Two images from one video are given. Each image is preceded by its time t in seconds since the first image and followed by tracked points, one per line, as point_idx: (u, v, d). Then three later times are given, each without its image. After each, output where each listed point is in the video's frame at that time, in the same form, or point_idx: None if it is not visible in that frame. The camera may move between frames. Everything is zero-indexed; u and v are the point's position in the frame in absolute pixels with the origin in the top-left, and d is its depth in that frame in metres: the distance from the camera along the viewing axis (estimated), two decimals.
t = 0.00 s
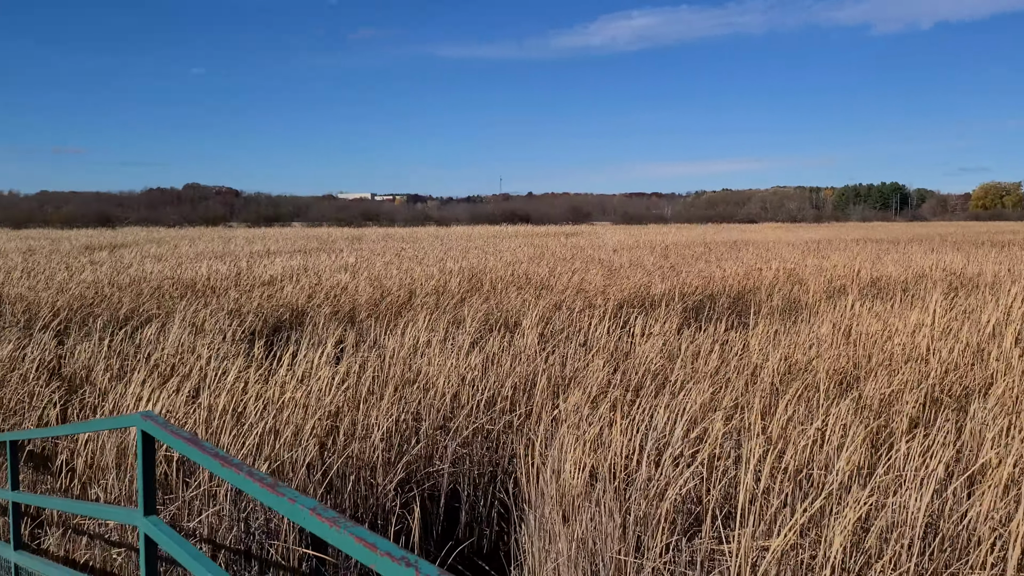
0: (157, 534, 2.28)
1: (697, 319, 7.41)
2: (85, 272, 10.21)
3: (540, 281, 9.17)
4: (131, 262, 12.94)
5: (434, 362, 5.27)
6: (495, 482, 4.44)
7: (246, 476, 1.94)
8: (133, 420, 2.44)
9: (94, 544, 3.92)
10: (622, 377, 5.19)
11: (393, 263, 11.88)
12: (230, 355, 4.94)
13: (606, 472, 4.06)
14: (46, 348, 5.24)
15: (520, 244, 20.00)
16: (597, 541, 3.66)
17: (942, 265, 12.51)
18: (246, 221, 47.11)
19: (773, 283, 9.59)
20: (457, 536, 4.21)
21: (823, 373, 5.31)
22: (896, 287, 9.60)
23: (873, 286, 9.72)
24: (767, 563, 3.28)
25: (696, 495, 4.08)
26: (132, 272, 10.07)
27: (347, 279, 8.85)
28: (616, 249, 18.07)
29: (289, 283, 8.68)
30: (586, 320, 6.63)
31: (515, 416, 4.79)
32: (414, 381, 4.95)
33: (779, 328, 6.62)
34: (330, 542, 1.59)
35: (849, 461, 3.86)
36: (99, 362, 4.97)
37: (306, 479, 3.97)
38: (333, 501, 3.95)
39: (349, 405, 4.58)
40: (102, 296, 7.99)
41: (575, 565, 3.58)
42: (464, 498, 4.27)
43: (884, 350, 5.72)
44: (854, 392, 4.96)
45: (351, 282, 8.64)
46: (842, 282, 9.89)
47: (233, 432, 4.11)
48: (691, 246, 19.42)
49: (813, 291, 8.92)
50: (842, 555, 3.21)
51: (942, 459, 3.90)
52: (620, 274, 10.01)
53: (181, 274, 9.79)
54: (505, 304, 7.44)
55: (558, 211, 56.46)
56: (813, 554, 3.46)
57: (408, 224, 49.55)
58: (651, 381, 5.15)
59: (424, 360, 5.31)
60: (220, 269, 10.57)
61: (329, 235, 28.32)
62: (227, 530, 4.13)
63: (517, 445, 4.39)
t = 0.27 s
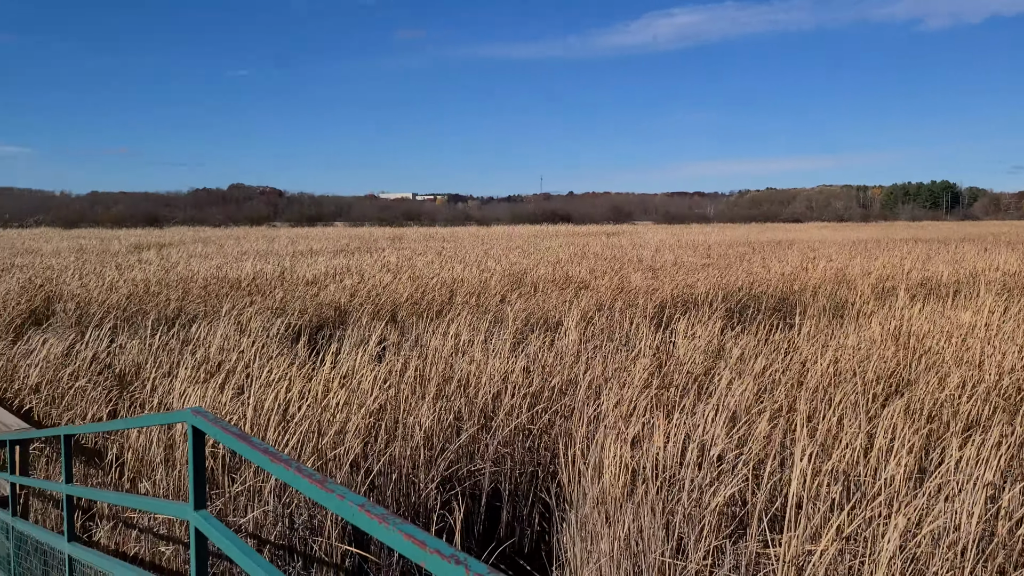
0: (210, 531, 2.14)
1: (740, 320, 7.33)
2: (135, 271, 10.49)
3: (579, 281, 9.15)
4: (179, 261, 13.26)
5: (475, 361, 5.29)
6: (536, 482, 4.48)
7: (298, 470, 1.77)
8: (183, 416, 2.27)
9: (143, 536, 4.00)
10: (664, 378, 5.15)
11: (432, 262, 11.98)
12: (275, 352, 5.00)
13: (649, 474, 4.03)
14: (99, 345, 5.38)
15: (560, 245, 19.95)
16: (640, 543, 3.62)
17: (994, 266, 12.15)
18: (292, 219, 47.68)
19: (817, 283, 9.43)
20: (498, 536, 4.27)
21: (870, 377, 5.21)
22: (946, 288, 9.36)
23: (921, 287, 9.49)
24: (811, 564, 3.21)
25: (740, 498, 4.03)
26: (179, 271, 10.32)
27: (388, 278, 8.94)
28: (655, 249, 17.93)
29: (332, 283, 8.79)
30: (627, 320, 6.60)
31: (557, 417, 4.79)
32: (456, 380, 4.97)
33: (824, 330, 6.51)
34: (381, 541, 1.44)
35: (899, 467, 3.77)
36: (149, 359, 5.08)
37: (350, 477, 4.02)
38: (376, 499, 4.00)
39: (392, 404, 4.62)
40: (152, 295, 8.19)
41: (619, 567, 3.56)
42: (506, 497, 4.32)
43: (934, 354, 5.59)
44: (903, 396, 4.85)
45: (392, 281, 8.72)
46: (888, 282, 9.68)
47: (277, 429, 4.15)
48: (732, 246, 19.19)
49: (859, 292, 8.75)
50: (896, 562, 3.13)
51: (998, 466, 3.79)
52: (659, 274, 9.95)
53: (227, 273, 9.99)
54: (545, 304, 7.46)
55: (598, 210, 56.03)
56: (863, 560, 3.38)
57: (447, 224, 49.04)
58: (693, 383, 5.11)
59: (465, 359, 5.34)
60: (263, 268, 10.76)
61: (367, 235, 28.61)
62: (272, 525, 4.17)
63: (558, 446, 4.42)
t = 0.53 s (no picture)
0: (262, 526, 2.25)
1: (795, 321, 7.18)
2: (191, 269, 10.74)
3: (628, 280, 9.08)
4: (232, 260, 13.53)
5: (525, 360, 5.28)
6: (585, 482, 4.52)
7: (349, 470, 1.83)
8: (237, 413, 2.38)
9: (198, 531, 4.03)
10: (716, 379, 5.08)
11: (482, 261, 12.05)
12: (326, 351, 5.06)
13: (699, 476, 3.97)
14: (157, 342, 5.50)
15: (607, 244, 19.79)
16: (692, 545, 3.57)
17: None
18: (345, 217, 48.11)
19: (875, 283, 9.16)
20: (547, 536, 4.33)
21: (932, 380, 5.04)
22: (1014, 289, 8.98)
23: (987, 287, 9.14)
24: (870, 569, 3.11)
25: (794, 502, 3.94)
26: (233, 269, 10.52)
27: (436, 278, 8.97)
28: (705, 248, 17.64)
29: (381, 281, 8.87)
30: (679, 319, 6.52)
31: (606, 417, 4.77)
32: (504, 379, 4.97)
33: (883, 332, 6.33)
34: (430, 541, 1.49)
35: (963, 472, 3.64)
36: (205, 356, 5.17)
37: (400, 474, 4.06)
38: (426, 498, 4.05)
39: (441, 402, 4.63)
40: (207, 294, 8.37)
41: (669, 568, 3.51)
42: (555, 498, 4.37)
43: (1001, 357, 5.38)
44: (968, 400, 4.68)
45: (440, 280, 8.75)
46: (952, 282, 9.35)
47: (329, 427, 4.19)
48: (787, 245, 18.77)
49: (919, 291, 8.47)
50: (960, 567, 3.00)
51: None
52: (711, 273, 9.81)
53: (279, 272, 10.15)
54: (595, 303, 7.42)
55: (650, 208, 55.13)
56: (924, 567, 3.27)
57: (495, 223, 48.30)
58: (746, 385, 5.02)
59: (514, 358, 5.34)
60: (314, 267, 10.90)
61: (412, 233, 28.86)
62: (323, 521, 4.19)
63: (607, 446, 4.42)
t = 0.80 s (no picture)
0: (319, 527, 2.25)
1: (869, 325, 6.92)
2: (258, 268, 11.01)
3: (692, 281, 8.92)
4: (297, 259, 13.83)
5: (587, 360, 5.22)
6: (648, 485, 4.46)
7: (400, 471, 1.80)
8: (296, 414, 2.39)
9: (264, 526, 4.03)
10: (784, 384, 4.93)
11: (544, 260, 12.04)
12: (386, 349, 5.08)
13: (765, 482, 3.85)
14: (227, 339, 5.65)
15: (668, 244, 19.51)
16: (757, 553, 3.47)
17: None
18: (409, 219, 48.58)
19: (955, 283, 8.75)
20: (609, 539, 4.30)
21: (1019, 387, 4.78)
22: None
23: None
24: None
25: (866, 511, 3.79)
26: (297, 269, 10.75)
27: (496, 278, 8.97)
28: (769, 248, 17.22)
29: (441, 281, 8.91)
30: (746, 321, 6.37)
31: (669, 420, 4.68)
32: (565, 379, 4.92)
33: (965, 336, 6.04)
34: (483, 548, 1.46)
35: None
36: (270, 354, 5.26)
37: (461, 474, 4.06)
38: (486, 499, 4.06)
39: (502, 401, 4.61)
40: (272, 293, 8.56)
41: None
42: (616, 500, 4.33)
43: None
44: None
45: (499, 280, 8.74)
46: None
47: (389, 426, 4.20)
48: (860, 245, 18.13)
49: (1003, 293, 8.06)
50: None
51: None
52: (778, 273, 9.57)
53: (342, 272, 10.31)
54: (659, 304, 7.31)
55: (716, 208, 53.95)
56: None
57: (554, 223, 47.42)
58: (816, 389, 4.85)
59: (576, 357, 5.29)
60: (375, 266, 11.05)
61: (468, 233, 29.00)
62: (385, 519, 4.19)
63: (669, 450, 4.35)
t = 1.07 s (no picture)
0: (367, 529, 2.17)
1: (938, 331, 6.68)
2: (316, 268, 11.23)
3: (749, 282, 8.75)
4: (353, 259, 14.07)
5: (642, 362, 5.15)
6: (704, 490, 4.33)
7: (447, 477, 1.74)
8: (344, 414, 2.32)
9: (318, 523, 3.95)
10: (847, 390, 4.78)
11: (597, 261, 11.98)
12: (440, 350, 5.08)
13: (826, 489, 3.74)
14: (286, 339, 5.74)
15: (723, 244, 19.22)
16: (818, 562, 3.35)
17: None
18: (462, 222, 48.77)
19: None
20: (663, 544, 4.17)
21: None
22: None
23: None
24: None
25: (934, 522, 3.64)
26: (353, 268, 10.92)
27: (548, 280, 8.95)
28: (831, 248, 16.78)
29: (495, 282, 8.94)
30: (807, 324, 6.22)
31: (726, 425, 4.58)
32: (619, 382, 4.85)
33: None
34: (526, 560, 1.39)
35: None
36: (327, 354, 5.32)
37: (513, 475, 4.03)
38: (538, 501, 4.02)
39: (555, 403, 4.57)
40: (328, 293, 8.70)
41: None
42: (671, 504, 4.21)
43: None
44: None
45: (552, 281, 8.72)
46: None
47: (443, 426, 4.19)
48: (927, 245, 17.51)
49: None
50: None
51: None
52: (839, 275, 9.31)
53: (396, 272, 10.42)
54: (717, 307, 7.19)
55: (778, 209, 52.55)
56: None
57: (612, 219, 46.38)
58: (881, 396, 4.70)
59: (631, 360, 5.22)
60: (429, 266, 11.15)
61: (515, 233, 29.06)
62: (437, 519, 4.11)
63: (726, 455, 4.25)
